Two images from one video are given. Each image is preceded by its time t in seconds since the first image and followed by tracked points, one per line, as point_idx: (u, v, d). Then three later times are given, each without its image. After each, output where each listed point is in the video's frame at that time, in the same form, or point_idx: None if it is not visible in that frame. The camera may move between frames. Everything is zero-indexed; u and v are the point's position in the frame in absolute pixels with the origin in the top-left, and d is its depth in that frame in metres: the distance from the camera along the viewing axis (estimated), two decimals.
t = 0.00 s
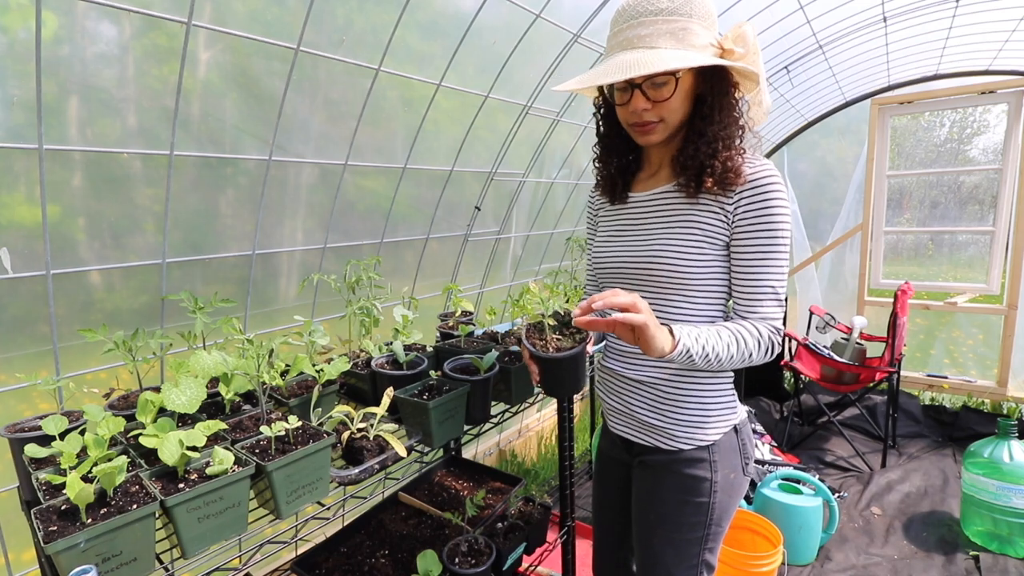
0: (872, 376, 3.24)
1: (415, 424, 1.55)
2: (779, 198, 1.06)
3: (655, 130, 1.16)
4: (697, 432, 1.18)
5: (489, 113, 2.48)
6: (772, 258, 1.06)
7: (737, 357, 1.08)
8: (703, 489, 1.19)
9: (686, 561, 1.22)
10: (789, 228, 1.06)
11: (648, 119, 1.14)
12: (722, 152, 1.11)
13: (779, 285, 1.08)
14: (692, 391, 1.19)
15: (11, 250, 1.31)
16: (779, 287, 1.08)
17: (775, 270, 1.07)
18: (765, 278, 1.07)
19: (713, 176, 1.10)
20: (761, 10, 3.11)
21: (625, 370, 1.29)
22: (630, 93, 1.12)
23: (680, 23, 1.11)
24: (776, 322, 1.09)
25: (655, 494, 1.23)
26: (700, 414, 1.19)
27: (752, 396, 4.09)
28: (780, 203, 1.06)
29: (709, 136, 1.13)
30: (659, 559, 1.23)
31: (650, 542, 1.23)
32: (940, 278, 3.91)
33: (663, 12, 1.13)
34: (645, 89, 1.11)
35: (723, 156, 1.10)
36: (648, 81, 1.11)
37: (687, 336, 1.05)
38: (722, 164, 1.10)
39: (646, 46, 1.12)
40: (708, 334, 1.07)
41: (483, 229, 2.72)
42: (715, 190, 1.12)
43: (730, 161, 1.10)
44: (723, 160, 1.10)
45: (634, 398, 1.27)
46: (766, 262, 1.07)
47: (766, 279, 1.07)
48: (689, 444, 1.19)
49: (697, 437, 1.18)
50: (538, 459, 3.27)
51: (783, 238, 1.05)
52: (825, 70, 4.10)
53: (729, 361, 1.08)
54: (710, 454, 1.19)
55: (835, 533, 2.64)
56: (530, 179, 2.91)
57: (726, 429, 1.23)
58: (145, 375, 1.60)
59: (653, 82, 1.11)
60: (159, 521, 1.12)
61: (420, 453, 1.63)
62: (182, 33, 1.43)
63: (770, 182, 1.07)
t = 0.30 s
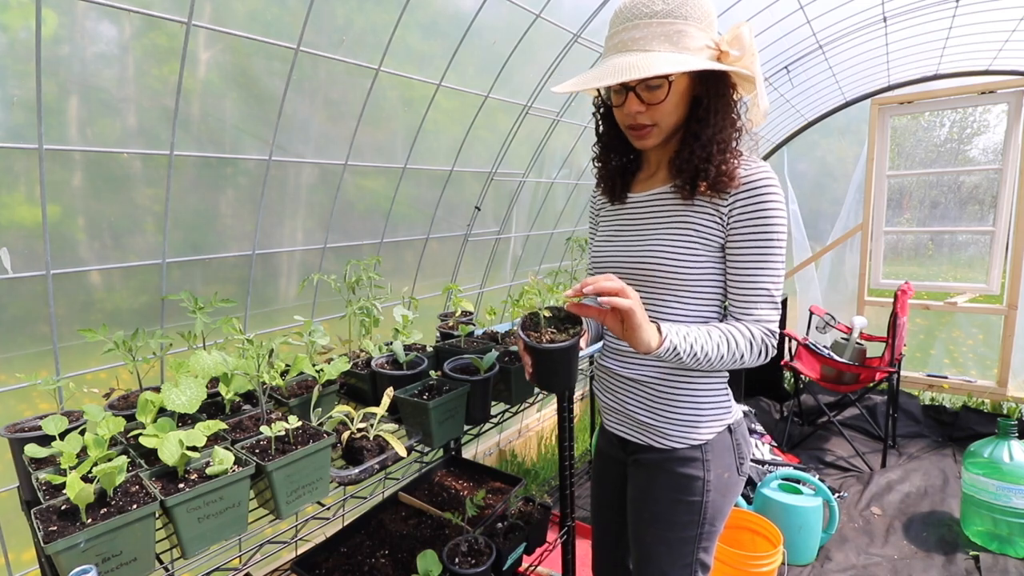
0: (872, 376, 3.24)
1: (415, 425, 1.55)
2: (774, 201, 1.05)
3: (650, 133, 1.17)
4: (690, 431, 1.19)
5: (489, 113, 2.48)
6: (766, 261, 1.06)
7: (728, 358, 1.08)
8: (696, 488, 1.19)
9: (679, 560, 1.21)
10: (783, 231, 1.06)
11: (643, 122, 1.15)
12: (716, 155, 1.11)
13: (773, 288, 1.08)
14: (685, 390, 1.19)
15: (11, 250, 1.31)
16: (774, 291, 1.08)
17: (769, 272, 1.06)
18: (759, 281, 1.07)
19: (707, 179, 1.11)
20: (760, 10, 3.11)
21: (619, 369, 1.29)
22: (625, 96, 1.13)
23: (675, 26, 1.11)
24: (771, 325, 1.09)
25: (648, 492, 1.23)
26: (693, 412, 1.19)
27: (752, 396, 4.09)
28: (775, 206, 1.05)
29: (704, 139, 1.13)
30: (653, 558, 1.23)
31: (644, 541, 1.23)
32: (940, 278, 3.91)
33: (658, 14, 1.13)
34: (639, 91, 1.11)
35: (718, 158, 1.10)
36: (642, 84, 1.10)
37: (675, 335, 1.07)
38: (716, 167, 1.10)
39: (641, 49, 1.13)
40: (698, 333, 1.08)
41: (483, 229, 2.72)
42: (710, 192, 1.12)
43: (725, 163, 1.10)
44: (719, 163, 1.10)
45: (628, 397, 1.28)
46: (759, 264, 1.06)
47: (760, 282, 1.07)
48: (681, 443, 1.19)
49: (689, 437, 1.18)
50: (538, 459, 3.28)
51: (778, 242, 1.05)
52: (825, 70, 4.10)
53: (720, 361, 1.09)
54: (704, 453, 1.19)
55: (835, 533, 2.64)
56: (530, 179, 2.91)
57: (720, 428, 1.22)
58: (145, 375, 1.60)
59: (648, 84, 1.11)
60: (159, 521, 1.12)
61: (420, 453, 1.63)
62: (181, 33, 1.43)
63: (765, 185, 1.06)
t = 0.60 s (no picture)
0: (872, 376, 3.24)
1: (415, 425, 1.55)
2: (770, 204, 1.05)
3: (648, 134, 1.17)
4: (687, 430, 1.19)
5: (489, 113, 2.48)
6: (762, 264, 1.06)
7: (724, 358, 1.08)
8: (694, 488, 1.19)
9: (678, 559, 1.21)
10: (781, 233, 1.06)
11: (640, 124, 1.15)
12: (713, 158, 1.11)
13: (770, 290, 1.08)
14: (683, 389, 1.19)
15: (11, 250, 1.31)
16: (772, 293, 1.08)
17: (766, 275, 1.06)
18: (756, 283, 1.07)
19: (705, 181, 1.11)
20: (760, 10, 3.11)
21: (617, 368, 1.29)
22: (622, 98, 1.13)
23: (673, 29, 1.11)
24: (768, 327, 1.09)
25: (646, 491, 1.23)
26: (691, 411, 1.19)
27: (752, 396, 4.09)
28: (773, 209, 1.05)
29: (702, 142, 1.13)
30: (651, 557, 1.23)
31: (642, 540, 1.23)
32: (940, 278, 3.91)
33: (656, 17, 1.13)
34: (636, 93, 1.11)
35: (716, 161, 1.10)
36: (639, 86, 1.11)
37: (669, 333, 1.07)
38: (713, 169, 1.10)
39: (638, 52, 1.13)
40: (695, 333, 1.08)
41: (483, 229, 2.72)
42: (707, 195, 1.12)
43: (722, 167, 1.10)
44: (716, 166, 1.10)
45: (626, 396, 1.28)
46: (755, 267, 1.06)
47: (757, 284, 1.07)
48: (679, 441, 1.19)
49: (686, 436, 1.19)
50: (538, 459, 3.28)
51: (775, 245, 1.05)
52: (825, 70, 4.10)
53: (717, 361, 1.09)
54: (701, 452, 1.19)
55: (835, 533, 2.64)
56: (530, 179, 2.91)
57: (718, 428, 1.22)
58: (145, 375, 1.60)
59: (645, 87, 1.11)
60: (159, 521, 1.12)
61: (420, 453, 1.62)
62: (181, 33, 1.43)
63: (761, 188, 1.06)
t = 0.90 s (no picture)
0: (872, 376, 3.24)
1: (415, 425, 1.55)
2: (769, 204, 1.05)
3: (646, 135, 1.17)
4: (687, 429, 1.19)
5: (489, 113, 2.48)
6: (761, 263, 1.06)
7: (723, 355, 1.09)
8: (692, 486, 1.19)
9: (677, 558, 1.21)
10: (780, 233, 1.06)
11: (638, 125, 1.15)
12: (712, 159, 1.10)
13: (770, 290, 1.08)
14: (681, 387, 1.19)
15: (11, 250, 1.31)
16: (771, 292, 1.08)
17: (765, 274, 1.06)
18: (755, 282, 1.07)
19: (703, 181, 1.10)
20: (760, 10, 3.11)
21: (617, 366, 1.30)
22: (620, 99, 1.13)
23: (670, 31, 1.11)
24: (768, 326, 1.09)
25: (645, 490, 1.23)
26: (690, 410, 1.19)
27: (752, 396, 4.10)
28: (772, 210, 1.05)
29: (700, 143, 1.13)
30: (651, 556, 1.23)
31: (641, 539, 1.23)
32: (940, 279, 3.91)
33: (653, 19, 1.13)
34: (634, 95, 1.11)
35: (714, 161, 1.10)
36: (637, 88, 1.11)
37: (667, 331, 1.07)
38: (712, 170, 1.10)
39: (635, 54, 1.13)
40: (693, 330, 1.09)
41: (483, 229, 2.72)
42: (706, 195, 1.11)
43: (720, 168, 1.10)
44: (715, 167, 1.10)
45: (625, 395, 1.28)
46: (754, 266, 1.06)
47: (756, 283, 1.07)
48: (678, 440, 1.19)
49: (686, 434, 1.19)
50: (538, 459, 3.28)
51: (773, 245, 1.05)
52: (825, 70, 4.10)
53: (716, 359, 1.09)
54: (700, 451, 1.20)
55: (835, 533, 2.64)
56: (530, 179, 2.91)
57: (717, 427, 1.22)
58: (145, 375, 1.60)
59: (643, 88, 1.11)
60: (159, 521, 1.12)
61: (420, 453, 1.62)
62: (181, 33, 1.43)
63: (760, 188, 1.06)
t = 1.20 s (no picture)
0: (872, 376, 3.24)
1: (415, 425, 1.55)
2: (766, 204, 1.06)
3: (643, 135, 1.16)
4: (684, 428, 1.19)
5: (489, 113, 2.48)
6: (758, 263, 1.06)
7: (720, 353, 1.09)
8: (690, 484, 1.19)
9: (675, 556, 1.21)
10: (776, 233, 1.06)
11: (635, 125, 1.14)
12: (709, 159, 1.10)
13: (768, 289, 1.07)
14: (679, 386, 1.19)
15: (11, 250, 1.31)
16: (769, 291, 1.08)
17: (763, 273, 1.06)
18: (752, 281, 1.07)
19: (700, 181, 1.10)
20: (759, 10, 3.11)
21: (615, 365, 1.30)
22: (617, 100, 1.13)
23: (666, 32, 1.11)
24: (767, 325, 1.09)
25: (643, 489, 1.23)
26: (688, 409, 1.19)
27: (752, 396, 4.10)
28: (769, 209, 1.06)
29: (696, 144, 1.13)
30: (649, 555, 1.23)
31: (639, 538, 1.23)
32: (940, 279, 3.91)
33: (649, 20, 1.13)
34: (631, 96, 1.11)
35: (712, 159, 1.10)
36: (634, 89, 1.10)
37: (661, 327, 1.07)
38: (709, 170, 1.10)
39: (631, 56, 1.13)
40: (691, 328, 1.09)
41: (483, 229, 2.72)
42: (703, 195, 1.11)
43: (717, 168, 1.10)
44: (712, 166, 1.10)
45: (623, 394, 1.28)
46: (751, 265, 1.06)
47: (754, 282, 1.07)
48: (675, 439, 1.19)
49: (683, 433, 1.19)
50: (538, 459, 3.28)
51: (770, 244, 1.05)
52: (825, 70, 4.10)
53: (714, 357, 1.09)
54: (698, 450, 1.20)
55: (835, 533, 2.64)
56: (530, 179, 2.91)
57: (715, 426, 1.23)
58: (145, 375, 1.60)
59: (639, 89, 1.11)
60: (158, 521, 1.12)
61: (420, 453, 1.62)
62: (181, 33, 1.43)
63: (756, 188, 1.07)
